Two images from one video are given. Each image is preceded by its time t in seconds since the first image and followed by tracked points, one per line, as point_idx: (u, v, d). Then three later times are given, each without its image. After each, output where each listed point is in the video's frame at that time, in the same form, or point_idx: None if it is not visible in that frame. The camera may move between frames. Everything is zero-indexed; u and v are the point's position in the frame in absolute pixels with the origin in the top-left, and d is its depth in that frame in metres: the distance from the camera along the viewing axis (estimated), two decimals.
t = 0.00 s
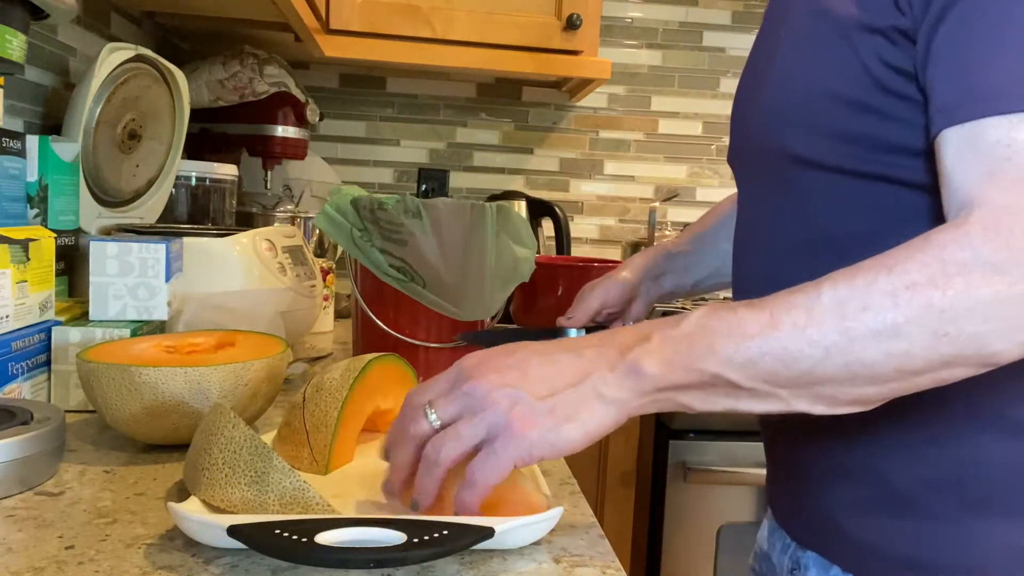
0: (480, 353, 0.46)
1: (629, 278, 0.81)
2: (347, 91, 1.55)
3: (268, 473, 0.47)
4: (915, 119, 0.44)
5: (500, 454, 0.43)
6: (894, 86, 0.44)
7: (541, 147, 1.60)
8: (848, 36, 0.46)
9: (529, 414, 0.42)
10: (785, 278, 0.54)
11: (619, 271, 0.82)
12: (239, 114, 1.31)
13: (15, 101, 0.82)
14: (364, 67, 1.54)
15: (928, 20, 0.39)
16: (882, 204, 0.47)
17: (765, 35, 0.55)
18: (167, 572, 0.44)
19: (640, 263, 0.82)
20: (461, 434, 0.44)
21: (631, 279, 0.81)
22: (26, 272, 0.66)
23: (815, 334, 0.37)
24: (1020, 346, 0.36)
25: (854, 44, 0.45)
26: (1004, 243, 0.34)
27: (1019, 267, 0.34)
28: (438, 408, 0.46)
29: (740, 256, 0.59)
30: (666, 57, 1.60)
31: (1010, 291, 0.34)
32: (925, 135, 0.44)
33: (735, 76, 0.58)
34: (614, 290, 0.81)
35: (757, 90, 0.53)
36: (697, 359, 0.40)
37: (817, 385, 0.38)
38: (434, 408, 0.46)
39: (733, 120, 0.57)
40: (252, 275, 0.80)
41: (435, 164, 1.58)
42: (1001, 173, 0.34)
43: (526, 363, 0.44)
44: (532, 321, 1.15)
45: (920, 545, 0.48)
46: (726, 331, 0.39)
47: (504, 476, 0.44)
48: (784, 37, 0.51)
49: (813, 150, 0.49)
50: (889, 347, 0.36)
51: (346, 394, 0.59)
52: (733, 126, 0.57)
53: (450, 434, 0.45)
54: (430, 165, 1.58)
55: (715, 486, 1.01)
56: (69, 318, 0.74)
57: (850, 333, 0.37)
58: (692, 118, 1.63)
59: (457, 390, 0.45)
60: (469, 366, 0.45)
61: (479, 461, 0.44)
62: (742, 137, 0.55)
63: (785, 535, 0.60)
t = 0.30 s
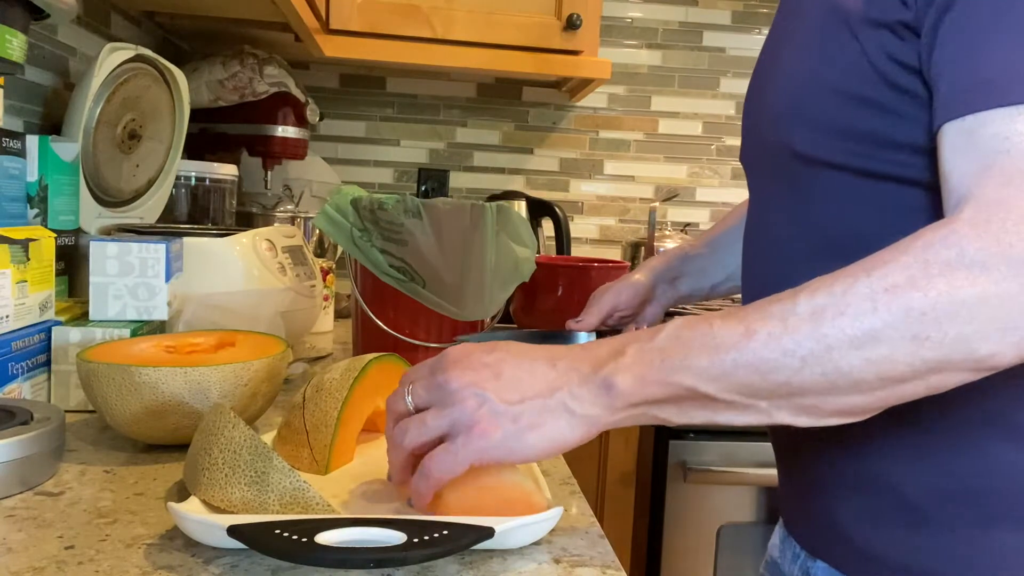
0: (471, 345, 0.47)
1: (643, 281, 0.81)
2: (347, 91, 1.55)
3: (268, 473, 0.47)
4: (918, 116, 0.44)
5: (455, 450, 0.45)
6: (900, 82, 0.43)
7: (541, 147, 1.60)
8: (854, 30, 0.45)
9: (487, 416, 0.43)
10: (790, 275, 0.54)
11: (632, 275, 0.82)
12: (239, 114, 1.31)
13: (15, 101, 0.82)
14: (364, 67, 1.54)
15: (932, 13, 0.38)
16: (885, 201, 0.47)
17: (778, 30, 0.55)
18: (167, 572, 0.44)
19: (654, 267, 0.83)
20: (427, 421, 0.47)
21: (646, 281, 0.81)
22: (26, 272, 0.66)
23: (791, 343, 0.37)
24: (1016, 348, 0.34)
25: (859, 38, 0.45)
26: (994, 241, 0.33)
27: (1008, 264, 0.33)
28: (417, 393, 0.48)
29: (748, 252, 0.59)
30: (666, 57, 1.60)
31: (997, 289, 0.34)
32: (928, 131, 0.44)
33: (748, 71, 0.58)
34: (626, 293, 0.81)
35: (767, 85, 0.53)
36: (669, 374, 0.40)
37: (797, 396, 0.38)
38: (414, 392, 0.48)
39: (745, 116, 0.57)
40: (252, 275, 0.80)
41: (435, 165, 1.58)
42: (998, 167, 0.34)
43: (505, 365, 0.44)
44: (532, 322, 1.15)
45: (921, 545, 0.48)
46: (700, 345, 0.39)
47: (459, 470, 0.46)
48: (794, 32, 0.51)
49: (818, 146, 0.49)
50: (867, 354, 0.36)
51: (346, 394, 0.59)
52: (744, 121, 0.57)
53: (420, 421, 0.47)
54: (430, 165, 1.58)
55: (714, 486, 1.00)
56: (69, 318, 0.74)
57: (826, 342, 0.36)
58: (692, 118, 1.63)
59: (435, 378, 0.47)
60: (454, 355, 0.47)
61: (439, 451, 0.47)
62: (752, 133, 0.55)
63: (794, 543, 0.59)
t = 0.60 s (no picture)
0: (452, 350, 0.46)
1: (646, 278, 0.82)
2: (347, 91, 1.55)
3: (268, 473, 0.47)
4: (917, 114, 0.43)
5: (442, 461, 0.46)
6: (899, 79, 0.43)
7: (541, 147, 1.60)
8: (853, 27, 0.45)
9: (470, 427, 0.44)
10: (790, 273, 0.54)
11: (636, 272, 0.83)
12: (239, 114, 1.31)
13: (15, 101, 0.82)
14: (364, 67, 1.54)
15: (928, 13, 0.39)
16: (886, 199, 0.47)
17: (782, 27, 0.55)
18: (167, 572, 0.44)
19: (659, 264, 0.83)
20: (412, 433, 0.47)
21: (648, 279, 0.82)
22: (26, 272, 0.66)
23: (775, 347, 0.37)
24: (1000, 357, 0.34)
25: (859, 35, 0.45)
26: (981, 246, 0.33)
27: (997, 269, 0.33)
28: (400, 404, 0.48)
29: (751, 251, 0.59)
30: (666, 57, 1.60)
31: (984, 296, 0.34)
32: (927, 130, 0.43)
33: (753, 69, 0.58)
34: (628, 290, 0.82)
35: (769, 83, 0.53)
36: (652, 378, 0.40)
37: (780, 401, 0.38)
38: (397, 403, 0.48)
39: (748, 114, 0.57)
40: (252, 275, 0.80)
41: (435, 164, 1.58)
42: (989, 169, 0.34)
43: (483, 372, 0.44)
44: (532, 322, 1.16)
45: (921, 545, 0.48)
46: (683, 346, 0.39)
47: (447, 480, 0.46)
48: (797, 29, 0.51)
49: (817, 144, 0.49)
50: (853, 359, 0.36)
51: (346, 394, 0.59)
52: (748, 119, 0.57)
53: (405, 432, 0.47)
54: (430, 165, 1.58)
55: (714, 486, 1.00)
56: (69, 318, 0.74)
57: (812, 347, 0.36)
58: (692, 118, 1.63)
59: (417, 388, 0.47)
60: (433, 364, 0.46)
61: (427, 463, 0.47)
62: (755, 131, 0.55)
63: (794, 547, 0.59)
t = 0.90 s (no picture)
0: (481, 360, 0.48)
1: (640, 282, 0.81)
2: (347, 91, 1.55)
3: (268, 473, 0.47)
4: (924, 115, 0.43)
5: (474, 447, 0.45)
6: (906, 79, 0.43)
7: (541, 147, 1.60)
8: (860, 28, 0.45)
9: (501, 408, 0.44)
10: (792, 274, 0.54)
11: (630, 274, 0.81)
12: (239, 114, 1.31)
13: (15, 100, 0.82)
14: (364, 67, 1.54)
15: (937, 13, 0.39)
16: (890, 200, 0.47)
17: (777, 28, 0.55)
18: (167, 572, 0.44)
19: (651, 265, 0.82)
20: (446, 427, 0.46)
21: (642, 282, 0.81)
22: (26, 272, 0.66)
23: (785, 347, 0.37)
24: (1018, 352, 0.34)
25: (865, 36, 0.45)
26: (990, 244, 0.33)
27: (1006, 266, 0.33)
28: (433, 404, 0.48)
29: (749, 253, 0.59)
30: (666, 57, 1.60)
31: (995, 292, 0.33)
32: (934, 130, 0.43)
33: (748, 70, 0.58)
34: (624, 294, 0.80)
35: (767, 84, 0.53)
36: (669, 380, 0.40)
37: (795, 401, 0.38)
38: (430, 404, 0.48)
39: (744, 115, 0.57)
40: (252, 275, 0.80)
41: (435, 164, 1.58)
42: (1000, 168, 0.34)
43: (519, 368, 0.46)
44: (532, 322, 1.16)
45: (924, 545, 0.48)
46: (698, 351, 0.40)
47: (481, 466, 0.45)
48: (796, 30, 0.51)
49: (820, 146, 0.48)
50: (861, 357, 0.36)
51: (346, 394, 0.59)
52: (744, 120, 0.57)
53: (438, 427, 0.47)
54: (430, 165, 1.58)
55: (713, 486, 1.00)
56: (69, 318, 0.74)
57: (819, 345, 0.36)
58: (692, 118, 1.63)
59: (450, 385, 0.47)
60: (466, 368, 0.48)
61: (461, 453, 0.46)
62: (752, 132, 0.55)
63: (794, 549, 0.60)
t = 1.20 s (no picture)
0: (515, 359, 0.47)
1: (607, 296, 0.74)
2: (347, 91, 1.55)
3: (268, 473, 0.47)
4: (925, 116, 0.47)
5: (547, 447, 0.43)
6: (908, 83, 0.46)
7: (541, 147, 1.60)
8: (860, 35, 0.49)
9: (569, 409, 0.43)
10: (798, 274, 0.57)
11: (594, 288, 0.74)
12: (239, 114, 1.31)
13: (15, 101, 0.82)
14: (364, 67, 1.54)
15: (937, 16, 0.41)
16: (893, 199, 0.50)
17: (770, 38, 0.58)
18: (167, 572, 0.44)
19: (614, 280, 0.76)
20: (508, 430, 0.44)
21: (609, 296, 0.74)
22: (26, 272, 0.66)
23: (814, 350, 0.39)
24: (1020, 358, 0.37)
25: (866, 42, 0.48)
26: (999, 263, 0.36)
27: (1015, 284, 0.36)
28: (481, 406, 0.45)
29: (752, 252, 0.62)
30: (666, 56, 1.60)
31: (1005, 307, 0.36)
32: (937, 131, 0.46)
33: (745, 79, 0.62)
34: (588, 310, 0.72)
35: (769, 93, 0.56)
36: (706, 375, 0.42)
37: (821, 396, 0.41)
38: (476, 406, 0.46)
39: (747, 121, 0.61)
40: (253, 275, 0.80)
41: (435, 164, 1.58)
42: (1008, 190, 0.36)
43: (559, 365, 0.46)
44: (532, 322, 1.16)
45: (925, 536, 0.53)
46: (732, 349, 0.41)
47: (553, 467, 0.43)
48: (791, 39, 0.55)
49: (825, 151, 0.52)
50: (884, 362, 0.38)
51: (346, 394, 0.59)
52: (748, 128, 0.60)
53: (497, 430, 0.45)
54: (431, 165, 1.58)
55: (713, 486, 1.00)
56: (69, 318, 0.74)
57: (846, 351, 0.39)
58: (692, 118, 1.63)
59: (497, 388, 0.45)
60: (506, 368, 0.46)
61: (526, 456, 0.44)
62: (757, 139, 0.59)
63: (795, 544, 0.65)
